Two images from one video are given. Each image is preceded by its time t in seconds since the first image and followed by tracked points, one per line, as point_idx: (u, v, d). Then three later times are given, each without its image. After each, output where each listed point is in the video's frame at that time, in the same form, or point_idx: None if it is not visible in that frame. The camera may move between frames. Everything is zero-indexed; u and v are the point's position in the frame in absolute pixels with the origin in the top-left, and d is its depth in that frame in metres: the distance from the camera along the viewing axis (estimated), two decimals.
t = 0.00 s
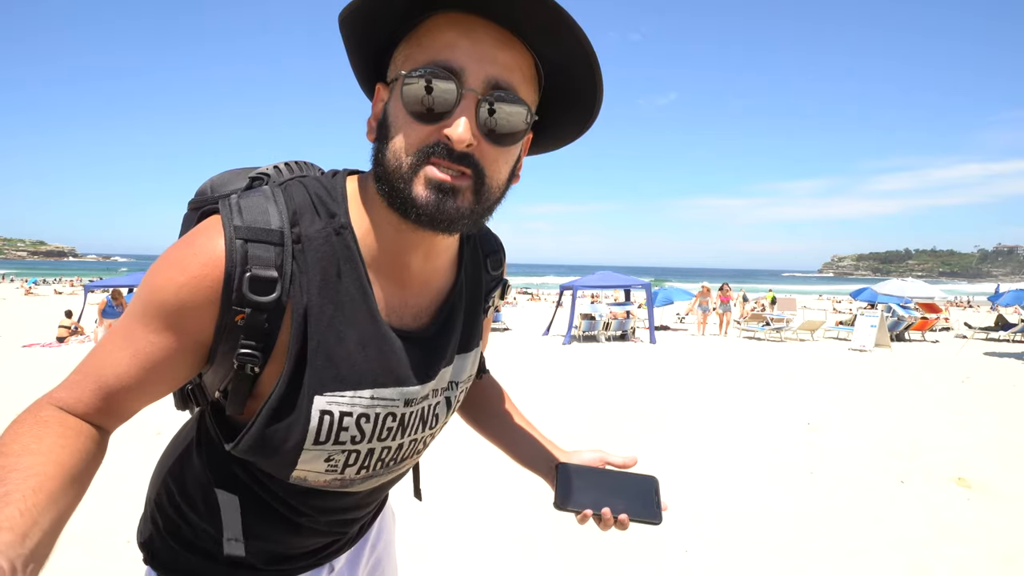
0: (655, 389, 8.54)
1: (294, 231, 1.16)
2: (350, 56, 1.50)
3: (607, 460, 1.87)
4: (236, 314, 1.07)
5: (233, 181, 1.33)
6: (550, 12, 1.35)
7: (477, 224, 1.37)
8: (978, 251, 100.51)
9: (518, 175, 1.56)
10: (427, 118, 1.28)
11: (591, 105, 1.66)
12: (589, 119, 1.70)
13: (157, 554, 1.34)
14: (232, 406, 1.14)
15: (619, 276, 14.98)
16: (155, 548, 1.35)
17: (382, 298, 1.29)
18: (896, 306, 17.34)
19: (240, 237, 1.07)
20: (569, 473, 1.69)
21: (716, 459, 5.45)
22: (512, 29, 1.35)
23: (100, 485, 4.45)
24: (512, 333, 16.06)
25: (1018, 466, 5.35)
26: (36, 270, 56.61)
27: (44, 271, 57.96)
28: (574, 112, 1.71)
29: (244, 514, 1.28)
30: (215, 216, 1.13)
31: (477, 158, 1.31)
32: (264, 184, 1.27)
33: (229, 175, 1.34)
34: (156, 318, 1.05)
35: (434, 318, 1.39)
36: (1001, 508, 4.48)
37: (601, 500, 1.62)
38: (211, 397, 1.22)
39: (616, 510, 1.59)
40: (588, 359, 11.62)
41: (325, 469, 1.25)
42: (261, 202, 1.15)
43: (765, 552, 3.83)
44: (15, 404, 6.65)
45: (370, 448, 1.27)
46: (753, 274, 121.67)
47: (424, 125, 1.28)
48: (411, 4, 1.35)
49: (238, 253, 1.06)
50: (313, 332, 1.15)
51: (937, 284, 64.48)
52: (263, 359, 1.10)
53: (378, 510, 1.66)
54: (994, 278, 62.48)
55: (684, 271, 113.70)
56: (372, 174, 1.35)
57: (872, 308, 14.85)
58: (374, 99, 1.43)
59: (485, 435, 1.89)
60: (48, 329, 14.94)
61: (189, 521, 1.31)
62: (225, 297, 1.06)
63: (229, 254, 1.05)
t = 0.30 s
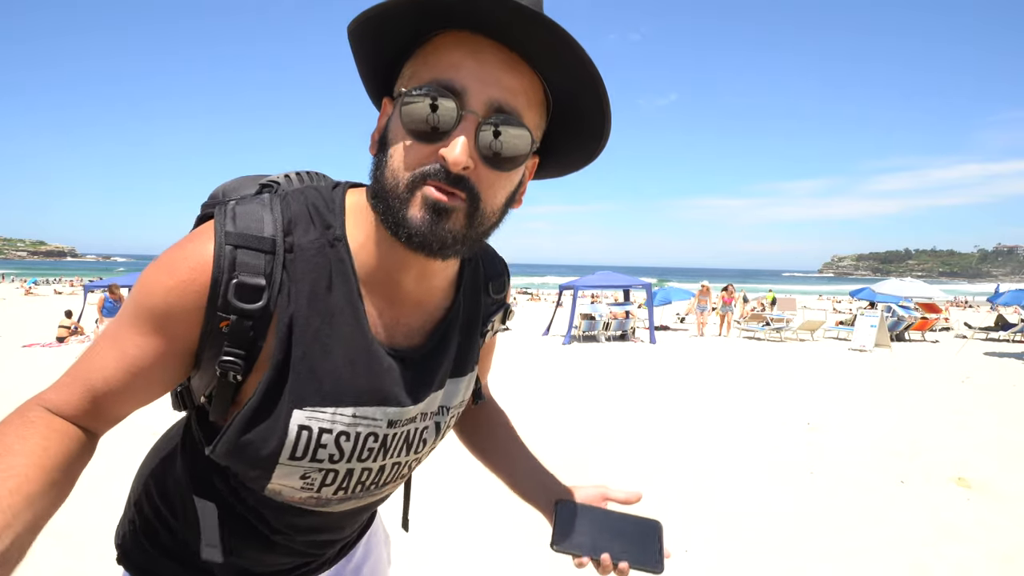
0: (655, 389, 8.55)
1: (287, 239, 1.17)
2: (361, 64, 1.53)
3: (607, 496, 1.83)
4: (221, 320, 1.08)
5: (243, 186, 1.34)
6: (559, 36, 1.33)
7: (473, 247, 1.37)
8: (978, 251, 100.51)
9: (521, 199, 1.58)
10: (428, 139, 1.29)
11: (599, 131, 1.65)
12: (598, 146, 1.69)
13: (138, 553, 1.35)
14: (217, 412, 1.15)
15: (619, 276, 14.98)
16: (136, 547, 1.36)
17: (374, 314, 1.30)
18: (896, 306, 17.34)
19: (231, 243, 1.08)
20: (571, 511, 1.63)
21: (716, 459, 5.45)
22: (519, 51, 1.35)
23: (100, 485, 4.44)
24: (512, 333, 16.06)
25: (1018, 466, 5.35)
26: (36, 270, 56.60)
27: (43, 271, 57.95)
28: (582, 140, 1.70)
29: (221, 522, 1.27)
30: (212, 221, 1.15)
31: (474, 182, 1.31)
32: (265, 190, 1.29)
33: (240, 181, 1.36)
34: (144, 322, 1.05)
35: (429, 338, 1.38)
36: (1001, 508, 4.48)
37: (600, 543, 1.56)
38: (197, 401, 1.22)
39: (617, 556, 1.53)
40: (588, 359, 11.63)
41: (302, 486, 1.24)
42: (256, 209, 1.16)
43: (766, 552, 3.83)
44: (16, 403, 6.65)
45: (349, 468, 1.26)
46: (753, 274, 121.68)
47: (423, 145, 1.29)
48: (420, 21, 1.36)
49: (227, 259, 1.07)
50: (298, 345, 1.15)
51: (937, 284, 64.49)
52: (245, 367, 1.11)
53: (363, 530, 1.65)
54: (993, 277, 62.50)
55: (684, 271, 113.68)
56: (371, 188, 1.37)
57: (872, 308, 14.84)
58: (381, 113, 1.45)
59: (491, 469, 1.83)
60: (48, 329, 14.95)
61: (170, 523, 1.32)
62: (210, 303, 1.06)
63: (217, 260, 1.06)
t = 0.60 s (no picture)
0: (656, 389, 8.53)
1: (285, 244, 1.16)
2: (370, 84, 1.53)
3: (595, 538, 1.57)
4: (210, 318, 1.07)
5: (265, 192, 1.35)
6: (557, 70, 1.30)
7: (467, 269, 1.35)
8: (978, 251, 100.57)
9: (523, 221, 1.59)
10: (425, 160, 1.29)
11: (600, 155, 1.63)
12: (602, 171, 1.68)
13: (128, 544, 1.35)
14: (205, 410, 1.14)
15: (619, 276, 14.96)
16: (127, 538, 1.35)
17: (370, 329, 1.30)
18: (896, 306, 17.33)
19: (228, 244, 1.09)
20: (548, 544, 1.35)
21: (716, 459, 5.44)
22: (518, 78, 1.33)
23: (98, 481, 4.38)
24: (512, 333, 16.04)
25: (1018, 466, 5.34)
26: (35, 271, 56.58)
27: (43, 271, 57.93)
28: (586, 165, 1.69)
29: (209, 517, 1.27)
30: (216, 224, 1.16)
31: (467, 204, 1.29)
32: (272, 195, 1.30)
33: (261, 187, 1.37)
34: (141, 312, 1.06)
35: (421, 354, 1.36)
36: (1001, 507, 4.47)
37: None
38: (189, 399, 1.21)
39: None
40: (588, 359, 11.62)
41: (278, 489, 1.22)
42: (259, 214, 1.17)
43: (766, 552, 3.82)
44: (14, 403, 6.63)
45: (326, 476, 1.24)
46: (752, 274, 121.71)
47: (418, 165, 1.29)
48: (422, 43, 1.37)
49: (222, 259, 1.07)
50: (287, 349, 1.14)
51: (937, 284, 64.49)
52: (231, 366, 1.09)
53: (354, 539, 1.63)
54: (993, 278, 62.50)
55: (684, 271, 113.68)
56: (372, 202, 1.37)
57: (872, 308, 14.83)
58: (389, 129, 1.47)
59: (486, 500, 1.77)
60: (48, 329, 14.93)
61: (160, 515, 1.31)
62: (203, 301, 1.07)
63: (213, 259, 1.06)
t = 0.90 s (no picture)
0: (656, 389, 8.53)
1: (285, 241, 1.17)
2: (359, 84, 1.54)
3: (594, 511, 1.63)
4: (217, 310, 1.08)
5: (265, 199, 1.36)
6: (534, 69, 1.30)
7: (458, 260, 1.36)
8: (977, 251, 100.57)
9: (508, 210, 1.59)
10: (414, 156, 1.29)
11: (576, 149, 1.64)
12: (581, 161, 1.68)
13: (148, 541, 1.34)
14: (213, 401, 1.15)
15: (619, 276, 14.96)
16: (147, 535, 1.35)
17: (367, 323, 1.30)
18: (896, 306, 17.33)
19: (231, 241, 1.10)
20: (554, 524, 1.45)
21: (716, 459, 5.45)
22: (501, 77, 1.33)
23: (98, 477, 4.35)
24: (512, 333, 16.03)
25: (1017, 466, 5.35)
26: (35, 270, 56.54)
27: (42, 271, 57.89)
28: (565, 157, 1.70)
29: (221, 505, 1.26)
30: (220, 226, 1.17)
31: (456, 199, 1.30)
32: (272, 199, 1.31)
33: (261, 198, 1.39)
34: (154, 307, 1.08)
35: (417, 343, 1.36)
36: (1000, 508, 4.47)
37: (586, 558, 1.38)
38: (200, 394, 1.22)
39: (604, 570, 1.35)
40: (588, 359, 11.61)
41: (287, 472, 1.23)
42: (260, 214, 1.18)
43: (767, 552, 3.82)
44: (13, 404, 6.61)
45: (330, 457, 1.24)
46: (752, 274, 121.71)
47: (408, 163, 1.30)
48: (406, 46, 1.37)
49: (225, 255, 1.08)
50: (289, 339, 1.14)
51: (937, 284, 64.48)
52: (239, 354, 1.10)
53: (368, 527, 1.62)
54: (993, 278, 62.48)
55: (684, 271, 113.66)
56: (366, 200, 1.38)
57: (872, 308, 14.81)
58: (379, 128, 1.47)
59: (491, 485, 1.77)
60: (48, 329, 14.91)
61: (178, 508, 1.31)
62: (209, 294, 1.07)
63: (217, 255, 1.08)
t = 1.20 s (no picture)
0: (656, 389, 8.54)
1: (294, 237, 1.18)
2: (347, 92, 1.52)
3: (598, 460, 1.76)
4: (238, 308, 1.08)
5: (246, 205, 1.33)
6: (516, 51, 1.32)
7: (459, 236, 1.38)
8: (978, 251, 100.54)
9: (498, 185, 1.59)
10: (413, 141, 1.30)
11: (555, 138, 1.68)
12: (559, 137, 1.68)
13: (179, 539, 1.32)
14: (236, 395, 1.15)
15: (619, 276, 14.97)
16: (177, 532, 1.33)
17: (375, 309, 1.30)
18: (896, 307, 17.33)
19: (245, 241, 1.10)
20: (554, 472, 1.62)
21: (717, 459, 5.45)
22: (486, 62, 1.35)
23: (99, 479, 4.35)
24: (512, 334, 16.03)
25: (1017, 465, 5.35)
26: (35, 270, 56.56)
27: (42, 271, 57.89)
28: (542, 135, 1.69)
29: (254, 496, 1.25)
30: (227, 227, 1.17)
31: (456, 176, 1.32)
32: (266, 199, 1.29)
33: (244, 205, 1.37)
34: (172, 314, 1.06)
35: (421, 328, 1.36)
36: (1000, 508, 4.47)
37: (586, 498, 1.56)
38: (216, 391, 1.21)
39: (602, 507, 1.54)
40: (588, 359, 11.62)
41: (316, 460, 1.22)
42: (265, 212, 1.18)
43: (767, 552, 3.82)
44: (14, 404, 6.61)
45: (359, 441, 1.24)
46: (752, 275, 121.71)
47: (408, 148, 1.30)
48: (389, 43, 1.37)
49: (242, 254, 1.08)
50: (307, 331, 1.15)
51: (937, 284, 64.47)
52: (263, 349, 1.11)
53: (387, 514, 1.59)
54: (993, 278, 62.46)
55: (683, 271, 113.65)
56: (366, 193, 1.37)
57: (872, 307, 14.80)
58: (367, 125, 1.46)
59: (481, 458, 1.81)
60: (48, 329, 14.92)
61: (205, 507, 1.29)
62: (228, 292, 1.07)
63: (234, 254, 1.07)
